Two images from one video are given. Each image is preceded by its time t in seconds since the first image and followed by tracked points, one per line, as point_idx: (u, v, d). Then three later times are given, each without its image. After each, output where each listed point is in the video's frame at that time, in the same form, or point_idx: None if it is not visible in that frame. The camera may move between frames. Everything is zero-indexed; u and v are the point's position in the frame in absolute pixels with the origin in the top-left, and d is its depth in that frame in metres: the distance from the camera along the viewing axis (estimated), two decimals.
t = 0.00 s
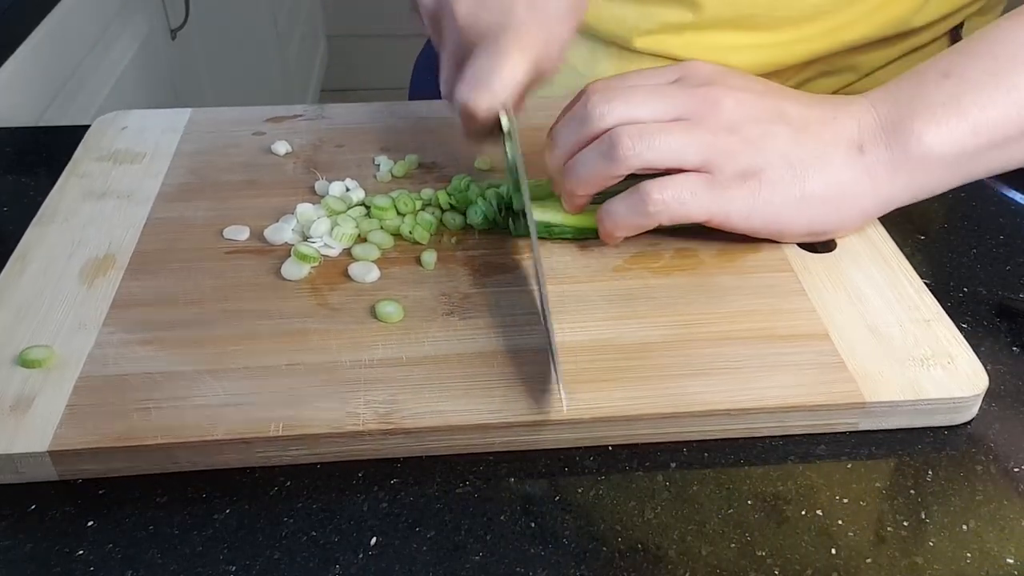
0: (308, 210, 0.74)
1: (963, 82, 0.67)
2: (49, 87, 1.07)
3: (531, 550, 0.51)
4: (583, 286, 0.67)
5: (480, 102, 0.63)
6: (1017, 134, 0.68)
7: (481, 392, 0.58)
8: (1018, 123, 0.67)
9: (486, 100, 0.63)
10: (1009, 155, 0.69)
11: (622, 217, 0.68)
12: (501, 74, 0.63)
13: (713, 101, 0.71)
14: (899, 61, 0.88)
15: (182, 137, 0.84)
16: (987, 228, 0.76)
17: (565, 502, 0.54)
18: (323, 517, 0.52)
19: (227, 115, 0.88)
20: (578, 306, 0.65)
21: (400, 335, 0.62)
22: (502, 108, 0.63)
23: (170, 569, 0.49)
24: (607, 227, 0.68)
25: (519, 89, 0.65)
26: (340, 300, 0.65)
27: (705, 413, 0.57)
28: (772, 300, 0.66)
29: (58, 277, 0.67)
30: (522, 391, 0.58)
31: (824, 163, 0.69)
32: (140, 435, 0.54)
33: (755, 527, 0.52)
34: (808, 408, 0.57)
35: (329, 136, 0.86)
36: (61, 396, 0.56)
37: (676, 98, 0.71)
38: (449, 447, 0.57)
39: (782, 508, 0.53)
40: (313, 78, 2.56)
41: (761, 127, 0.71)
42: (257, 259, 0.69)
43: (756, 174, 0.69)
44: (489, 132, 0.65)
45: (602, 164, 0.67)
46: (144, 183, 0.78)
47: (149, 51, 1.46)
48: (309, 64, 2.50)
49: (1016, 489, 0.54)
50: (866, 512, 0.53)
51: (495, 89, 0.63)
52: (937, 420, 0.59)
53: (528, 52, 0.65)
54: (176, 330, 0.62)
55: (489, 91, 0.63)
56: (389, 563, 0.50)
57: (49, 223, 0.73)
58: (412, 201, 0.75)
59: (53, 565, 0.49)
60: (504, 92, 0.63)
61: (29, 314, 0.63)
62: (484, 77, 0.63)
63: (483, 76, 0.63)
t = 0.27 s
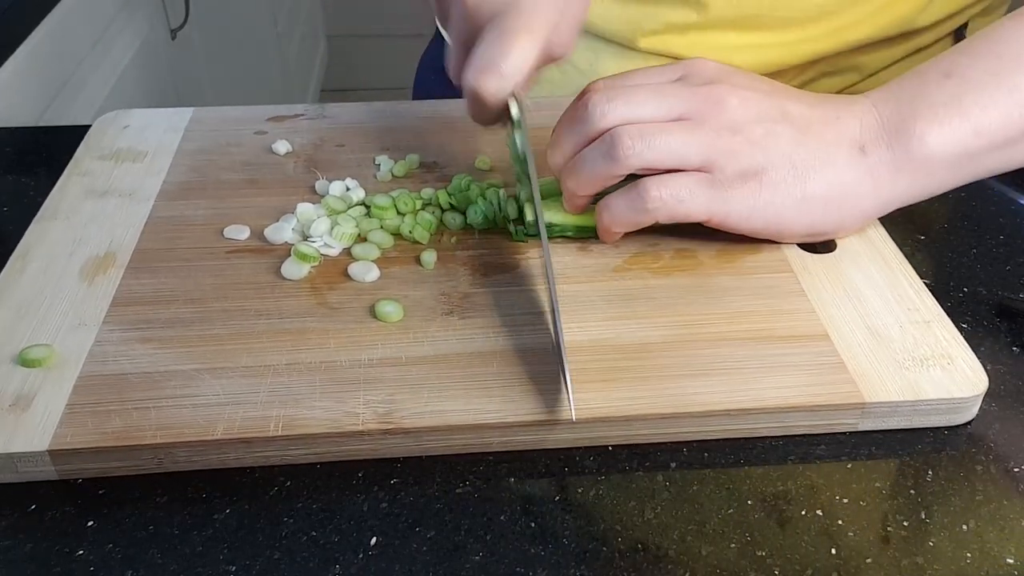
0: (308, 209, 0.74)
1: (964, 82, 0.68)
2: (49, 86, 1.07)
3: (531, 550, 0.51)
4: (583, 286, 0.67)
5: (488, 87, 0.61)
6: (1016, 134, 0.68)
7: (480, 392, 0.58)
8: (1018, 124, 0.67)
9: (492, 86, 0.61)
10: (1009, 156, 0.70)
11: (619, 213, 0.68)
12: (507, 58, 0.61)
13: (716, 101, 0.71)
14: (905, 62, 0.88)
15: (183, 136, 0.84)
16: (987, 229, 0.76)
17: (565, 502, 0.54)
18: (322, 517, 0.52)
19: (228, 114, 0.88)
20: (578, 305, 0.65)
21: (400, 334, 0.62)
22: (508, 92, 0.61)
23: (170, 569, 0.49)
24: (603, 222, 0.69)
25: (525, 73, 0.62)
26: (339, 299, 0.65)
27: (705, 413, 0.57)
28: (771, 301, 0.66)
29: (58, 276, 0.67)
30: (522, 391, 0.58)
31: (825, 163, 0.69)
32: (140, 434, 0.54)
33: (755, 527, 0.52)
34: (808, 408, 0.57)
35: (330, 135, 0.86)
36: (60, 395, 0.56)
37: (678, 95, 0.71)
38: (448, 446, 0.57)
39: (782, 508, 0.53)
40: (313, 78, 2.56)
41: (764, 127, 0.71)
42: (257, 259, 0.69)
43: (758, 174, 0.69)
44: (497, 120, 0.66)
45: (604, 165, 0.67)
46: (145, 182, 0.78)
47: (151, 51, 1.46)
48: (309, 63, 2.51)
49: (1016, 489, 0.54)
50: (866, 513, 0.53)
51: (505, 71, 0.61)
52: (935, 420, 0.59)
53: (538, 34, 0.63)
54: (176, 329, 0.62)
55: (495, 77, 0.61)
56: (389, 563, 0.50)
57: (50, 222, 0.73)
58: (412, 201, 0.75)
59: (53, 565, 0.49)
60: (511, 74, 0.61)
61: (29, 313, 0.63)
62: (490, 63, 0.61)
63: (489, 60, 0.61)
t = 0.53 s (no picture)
0: (308, 209, 0.74)
1: (964, 83, 0.68)
2: (49, 86, 1.07)
3: (531, 550, 0.51)
4: (583, 286, 0.67)
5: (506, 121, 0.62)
6: (1017, 135, 0.68)
7: (480, 392, 0.58)
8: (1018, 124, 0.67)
9: (512, 122, 0.62)
10: (1010, 156, 0.70)
11: (619, 212, 0.69)
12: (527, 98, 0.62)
13: (717, 101, 0.71)
14: (906, 61, 0.88)
15: (183, 136, 0.84)
16: (987, 229, 0.76)
17: (565, 502, 0.54)
18: (322, 517, 0.52)
19: (228, 114, 0.88)
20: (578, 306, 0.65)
21: (400, 334, 0.62)
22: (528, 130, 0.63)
23: (170, 569, 0.49)
24: (604, 220, 0.69)
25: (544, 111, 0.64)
26: (339, 299, 0.65)
27: (705, 413, 0.57)
28: (771, 301, 0.66)
29: (58, 276, 0.67)
30: (522, 391, 0.58)
31: (826, 163, 0.69)
32: (140, 433, 0.54)
33: (755, 527, 0.52)
34: (807, 408, 0.57)
35: (330, 135, 0.86)
36: (61, 395, 0.56)
37: (680, 96, 0.71)
38: (448, 447, 0.57)
39: (782, 508, 0.53)
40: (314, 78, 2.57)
41: (765, 127, 0.71)
42: (257, 259, 0.69)
43: (759, 174, 0.69)
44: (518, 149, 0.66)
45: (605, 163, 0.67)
46: (145, 182, 0.78)
47: (151, 51, 1.47)
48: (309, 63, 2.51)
49: (1016, 488, 0.54)
50: (866, 512, 0.53)
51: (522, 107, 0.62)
52: (935, 420, 0.59)
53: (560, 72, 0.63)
54: (176, 329, 0.62)
55: (514, 113, 0.62)
56: (389, 564, 0.50)
57: (50, 222, 0.73)
58: (412, 201, 0.75)
59: (53, 565, 0.49)
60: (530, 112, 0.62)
61: (28, 313, 0.63)
62: (511, 101, 0.62)
63: (509, 99, 0.62)
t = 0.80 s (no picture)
0: (308, 209, 0.74)
1: (964, 86, 0.68)
2: (48, 87, 1.07)
3: (530, 550, 0.51)
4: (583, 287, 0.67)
5: (515, 121, 0.62)
6: (1017, 138, 0.68)
7: (480, 392, 0.58)
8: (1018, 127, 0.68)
9: (521, 120, 0.62)
10: (1009, 159, 0.70)
11: (620, 212, 0.69)
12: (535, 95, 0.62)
13: (720, 99, 0.70)
14: (906, 61, 0.88)
15: (183, 135, 0.84)
16: (987, 229, 0.76)
17: (564, 502, 0.54)
18: (322, 517, 0.52)
19: (229, 114, 0.88)
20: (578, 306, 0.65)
21: (400, 334, 0.62)
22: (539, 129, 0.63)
23: (169, 569, 0.49)
24: (605, 220, 0.69)
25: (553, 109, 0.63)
26: (339, 299, 0.65)
27: (705, 413, 0.57)
28: (771, 301, 0.66)
29: (57, 276, 0.67)
30: (523, 392, 0.58)
31: (827, 162, 0.69)
32: (141, 433, 0.54)
33: (754, 526, 0.52)
34: (808, 408, 0.57)
35: (330, 135, 0.86)
36: (62, 394, 0.56)
37: (682, 94, 0.71)
38: (449, 447, 0.57)
39: (781, 507, 0.53)
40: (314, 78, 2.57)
41: (767, 125, 0.70)
42: (256, 258, 0.69)
43: (760, 173, 0.69)
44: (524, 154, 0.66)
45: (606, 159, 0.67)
46: (145, 182, 0.78)
47: (150, 52, 1.47)
48: (309, 63, 2.51)
49: (1016, 488, 0.54)
50: (867, 512, 0.53)
51: (531, 107, 0.62)
52: (936, 420, 0.59)
53: (568, 71, 0.63)
54: (175, 329, 0.62)
55: (526, 111, 0.62)
56: (389, 564, 0.50)
57: (49, 222, 0.72)
58: (412, 201, 0.75)
59: (53, 565, 0.49)
60: (538, 111, 0.62)
61: (27, 313, 0.63)
62: (519, 97, 0.62)
63: (520, 95, 0.62)
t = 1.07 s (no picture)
0: (308, 209, 0.74)
1: (977, 84, 0.68)
2: (48, 87, 1.07)
3: (530, 550, 0.51)
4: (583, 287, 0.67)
5: (514, 94, 0.64)
6: None
7: (478, 391, 0.58)
8: None
9: (521, 92, 0.64)
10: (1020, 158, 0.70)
11: (629, 217, 0.69)
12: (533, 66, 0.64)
13: (735, 90, 0.70)
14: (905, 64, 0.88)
15: (184, 135, 0.84)
16: (987, 229, 0.75)
17: (564, 502, 0.54)
18: (322, 517, 0.52)
19: (229, 114, 0.88)
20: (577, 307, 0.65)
21: (399, 334, 0.62)
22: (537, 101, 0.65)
23: (170, 569, 0.49)
24: (614, 225, 0.70)
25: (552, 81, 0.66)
26: (339, 298, 0.66)
27: (705, 413, 0.57)
28: (770, 302, 0.66)
29: (58, 275, 0.67)
30: (522, 392, 0.58)
31: (841, 157, 0.69)
32: (139, 431, 0.54)
33: (754, 526, 0.52)
34: (806, 409, 0.57)
35: (330, 135, 0.86)
36: (62, 393, 0.57)
37: (697, 85, 0.70)
38: (448, 447, 0.57)
39: (781, 507, 0.53)
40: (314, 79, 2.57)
41: (782, 117, 0.69)
42: (256, 257, 0.69)
43: (772, 167, 0.68)
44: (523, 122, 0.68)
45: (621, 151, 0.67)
46: (146, 181, 0.78)
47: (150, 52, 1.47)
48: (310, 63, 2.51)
49: (1016, 488, 0.54)
50: (867, 512, 0.53)
51: (531, 76, 0.64)
52: (935, 422, 0.58)
53: (564, 43, 0.66)
54: (175, 328, 0.62)
55: (522, 83, 0.64)
56: (389, 564, 0.50)
57: (50, 221, 0.73)
58: (412, 201, 0.75)
59: (53, 565, 0.49)
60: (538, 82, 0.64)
61: (28, 311, 0.63)
62: (518, 69, 0.64)
63: (519, 68, 0.64)
